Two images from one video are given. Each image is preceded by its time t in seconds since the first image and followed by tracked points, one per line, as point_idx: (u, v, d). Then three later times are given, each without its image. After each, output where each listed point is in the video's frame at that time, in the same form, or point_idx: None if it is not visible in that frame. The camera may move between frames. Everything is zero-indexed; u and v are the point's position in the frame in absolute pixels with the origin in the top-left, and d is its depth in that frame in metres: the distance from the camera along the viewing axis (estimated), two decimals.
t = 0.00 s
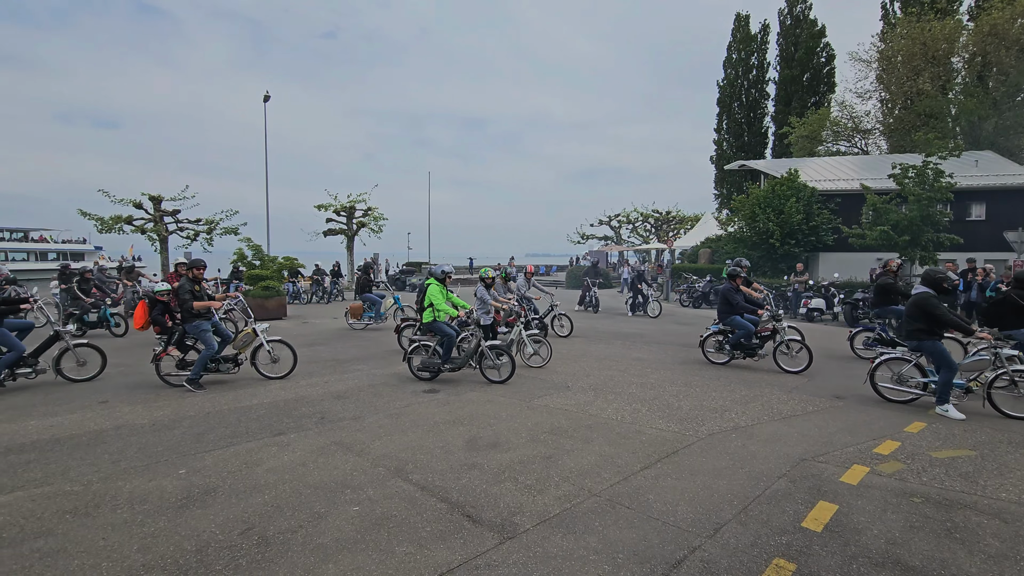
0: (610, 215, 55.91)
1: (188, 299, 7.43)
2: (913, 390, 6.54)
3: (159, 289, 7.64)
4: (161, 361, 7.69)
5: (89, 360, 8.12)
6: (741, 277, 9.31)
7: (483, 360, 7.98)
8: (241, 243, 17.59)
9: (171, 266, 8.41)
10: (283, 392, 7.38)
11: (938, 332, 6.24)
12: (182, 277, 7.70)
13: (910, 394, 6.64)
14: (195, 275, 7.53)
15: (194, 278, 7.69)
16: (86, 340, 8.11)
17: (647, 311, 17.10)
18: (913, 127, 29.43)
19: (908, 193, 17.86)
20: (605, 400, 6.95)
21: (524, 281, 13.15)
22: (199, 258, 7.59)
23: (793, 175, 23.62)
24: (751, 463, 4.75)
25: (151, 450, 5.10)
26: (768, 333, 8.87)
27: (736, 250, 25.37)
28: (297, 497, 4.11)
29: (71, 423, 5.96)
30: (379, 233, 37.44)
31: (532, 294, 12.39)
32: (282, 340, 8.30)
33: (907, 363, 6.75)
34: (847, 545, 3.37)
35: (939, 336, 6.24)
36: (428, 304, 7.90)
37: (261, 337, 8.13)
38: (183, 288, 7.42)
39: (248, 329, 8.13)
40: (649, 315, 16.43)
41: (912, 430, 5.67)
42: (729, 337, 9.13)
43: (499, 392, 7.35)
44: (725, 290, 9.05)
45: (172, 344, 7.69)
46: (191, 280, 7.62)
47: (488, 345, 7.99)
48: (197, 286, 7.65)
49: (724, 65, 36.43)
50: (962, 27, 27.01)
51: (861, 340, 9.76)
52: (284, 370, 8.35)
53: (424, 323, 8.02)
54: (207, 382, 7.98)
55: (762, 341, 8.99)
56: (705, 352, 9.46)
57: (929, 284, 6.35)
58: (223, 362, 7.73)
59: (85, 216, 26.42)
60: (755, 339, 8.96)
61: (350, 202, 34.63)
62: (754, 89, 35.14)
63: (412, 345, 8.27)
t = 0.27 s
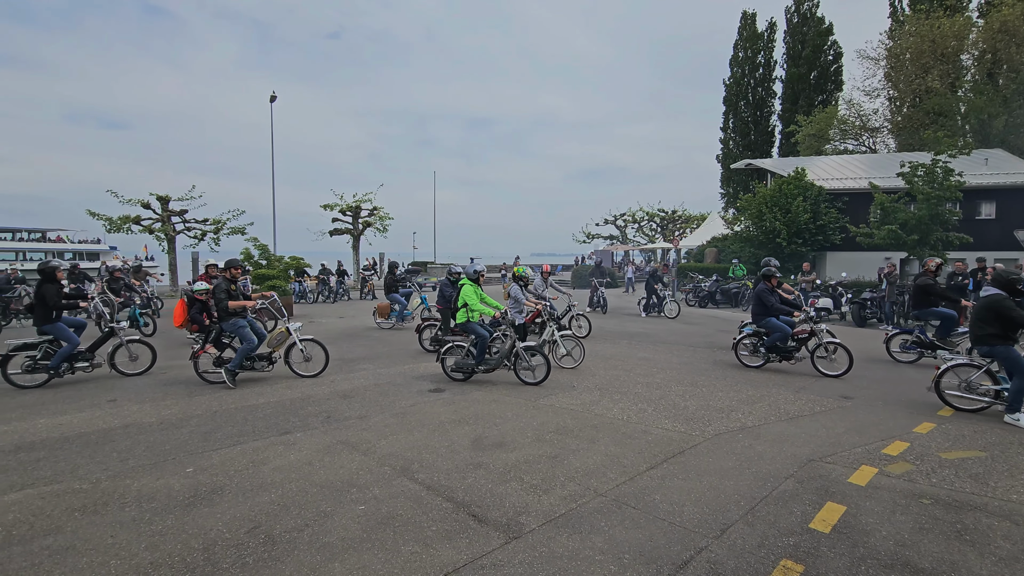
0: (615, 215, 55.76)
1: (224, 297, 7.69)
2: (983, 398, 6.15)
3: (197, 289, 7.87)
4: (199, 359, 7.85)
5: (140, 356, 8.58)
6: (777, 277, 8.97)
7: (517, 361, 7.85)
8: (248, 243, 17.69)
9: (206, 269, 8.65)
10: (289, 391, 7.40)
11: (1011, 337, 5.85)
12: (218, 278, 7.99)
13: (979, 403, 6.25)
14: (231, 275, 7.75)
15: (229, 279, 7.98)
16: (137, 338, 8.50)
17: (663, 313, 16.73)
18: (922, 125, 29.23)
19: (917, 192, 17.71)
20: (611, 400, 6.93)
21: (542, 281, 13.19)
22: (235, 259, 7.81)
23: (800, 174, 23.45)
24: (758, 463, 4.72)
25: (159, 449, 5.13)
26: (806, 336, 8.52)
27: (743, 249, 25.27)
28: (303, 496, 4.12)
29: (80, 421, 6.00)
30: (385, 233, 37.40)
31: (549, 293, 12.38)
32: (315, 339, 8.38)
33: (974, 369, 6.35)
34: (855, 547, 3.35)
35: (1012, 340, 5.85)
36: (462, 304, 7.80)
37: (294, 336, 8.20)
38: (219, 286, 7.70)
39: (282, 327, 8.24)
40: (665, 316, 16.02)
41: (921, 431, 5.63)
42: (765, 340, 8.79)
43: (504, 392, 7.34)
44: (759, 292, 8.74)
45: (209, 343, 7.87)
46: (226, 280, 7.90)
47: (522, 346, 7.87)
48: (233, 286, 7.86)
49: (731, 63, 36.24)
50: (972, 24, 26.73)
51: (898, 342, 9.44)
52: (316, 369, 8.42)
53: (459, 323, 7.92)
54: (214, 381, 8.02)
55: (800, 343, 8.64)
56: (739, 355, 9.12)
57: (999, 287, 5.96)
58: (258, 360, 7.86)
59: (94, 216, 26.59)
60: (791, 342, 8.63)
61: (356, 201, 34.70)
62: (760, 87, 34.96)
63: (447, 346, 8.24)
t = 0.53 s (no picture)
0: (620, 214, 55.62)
1: (257, 297, 7.74)
2: None
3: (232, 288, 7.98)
4: (234, 356, 8.05)
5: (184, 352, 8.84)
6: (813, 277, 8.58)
7: (553, 362, 7.66)
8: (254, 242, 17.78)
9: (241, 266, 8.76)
10: (295, 390, 7.43)
11: None
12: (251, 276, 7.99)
13: None
14: (265, 275, 7.83)
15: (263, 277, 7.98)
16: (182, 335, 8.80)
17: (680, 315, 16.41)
18: (931, 123, 29.05)
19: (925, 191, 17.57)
20: (616, 400, 6.91)
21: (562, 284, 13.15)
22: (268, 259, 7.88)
23: (807, 173, 23.30)
24: (764, 464, 4.70)
25: (166, 447, 5.16)
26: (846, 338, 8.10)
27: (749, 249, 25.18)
28: (309, 494, 4.14)
29: (88, 420, 6.05)
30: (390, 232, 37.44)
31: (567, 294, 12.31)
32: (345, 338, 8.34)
33: None
34: (863, 548, 3.33)
35: None
36: (496, 304, 7.71)
37: (325, 335, 8.24)
38: (253, 287, 7.72)
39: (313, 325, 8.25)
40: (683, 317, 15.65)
41: (929, 432, 5.59)
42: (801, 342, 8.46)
43: (510, 392, 7.34)
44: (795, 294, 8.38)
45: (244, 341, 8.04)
46: (260, 279, 7.91)
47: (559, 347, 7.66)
48: (267, 286, 7.95)
49: (737, 61, 36.09)
50: (981, 21, 26.49)
51: (936, 346, 9.06)
52: (347, 367, 8.45)
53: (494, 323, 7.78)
54: (221, 380, 8.06)
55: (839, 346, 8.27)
56: (774, 358, 8.80)
57: None
58: (291, 358, 7.97)
59: (102, 216, 26.76)
60: (830, 345, 8.26)
61: (362, 201, 34.76)
62: (766, 86, 34.80)
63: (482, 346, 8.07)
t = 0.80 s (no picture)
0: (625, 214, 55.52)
1: (290, 295, 7.87)
2: None
3: (264, 286, 8.10)
4: (265, 355, 8.12)
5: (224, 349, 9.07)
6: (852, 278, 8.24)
7: (593, 364, 7.45)
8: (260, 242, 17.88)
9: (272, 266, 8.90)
10: (300, 390, 7.46)
11: None
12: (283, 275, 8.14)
13: None
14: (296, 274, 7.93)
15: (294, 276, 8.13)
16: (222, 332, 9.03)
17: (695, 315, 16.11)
18: (938, 121, 28.87)
19: (933, 190, 17.45)
20: (621, 400, 6.90)
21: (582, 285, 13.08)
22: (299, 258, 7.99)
23: (813, 172, 23.17)
24: (770, 464, 4.69)
25: (173, 446, 5.19)
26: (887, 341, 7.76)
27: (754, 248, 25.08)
28: (315, 493, 4.15)
29: (96, 419, 6.09)
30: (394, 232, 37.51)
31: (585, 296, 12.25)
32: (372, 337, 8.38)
33: None
34: (869, 549, 3.31)
35: None
36: (535, 305, 7.68)
37: (353, 335, 8.26)
38: (286, 285, 7.87)
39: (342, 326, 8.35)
40: (699, 319, 15.29)
41: (937, 433, 5.55)
42: (839, 345, 8.13)
43: (515, 391, 7.34)
44: (833, 295, 8.06)
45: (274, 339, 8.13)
46: (292, 278, 8.05)
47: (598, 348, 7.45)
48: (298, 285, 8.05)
49: (742, 61, 35.96)
50: (989, 19, 26.25)
51: (974, 350, 8.74)
52: (374, 368, 8.47)
53: (533, 324, 7.75)
54: (228, 380, 8.10)
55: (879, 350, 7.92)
56: (809, 362, 8.45)
57: None
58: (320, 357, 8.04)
59: (109, 216, 26.91)
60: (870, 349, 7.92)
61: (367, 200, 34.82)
62: (772, 85, 34.65)
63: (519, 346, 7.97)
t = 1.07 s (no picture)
0: (629, 213, 55.44)
1: (317, 295, 7.86)
2: None
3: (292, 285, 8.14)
4: (293, 354, 8.16)
5: (260, 350, 9.17)
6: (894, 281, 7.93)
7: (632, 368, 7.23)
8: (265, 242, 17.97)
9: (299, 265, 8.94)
10: (305, 389, 7.49)
11: None
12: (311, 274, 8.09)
13: None
14: (325, 273, 7.95)
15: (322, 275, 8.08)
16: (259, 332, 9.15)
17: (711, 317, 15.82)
18: (945, 120, 28.71)
19: (939, 190, 17.34)
20: (625, 400, 6.90)
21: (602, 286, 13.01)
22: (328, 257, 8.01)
23: (818, 171, 23.07)
24: (775, 465, 4.68)
25: (179, 445, 5.22)
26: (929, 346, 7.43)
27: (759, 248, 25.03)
28: (319, 493, 4.16)
29: (103, 418, 6.14)
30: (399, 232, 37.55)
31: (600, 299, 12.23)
32: (398, 337, 8.41)
33: None
34: (875, 550, 3.30)
35: None
36: (573, 307, 7.40)
37: (379, 334, 8.26)
38: (313, 285, 7.84)
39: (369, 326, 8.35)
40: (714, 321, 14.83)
41: (943, 434, 5.52)
42: (878, 349, 7.82)
43: (519, 391, 7.35)
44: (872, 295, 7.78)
45: (302, 338, 8.16)
46: (319, 277, 8.01)
47: (638, 351, 7.20)
48: (326, 284, 8.08)
49: (747, 60, 35.87)
50: (997, 17, 26.07)
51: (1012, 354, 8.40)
52: (399, 368, 8.46)
53: (570, 326, 7.48)
54: (234, 379, 8.13)
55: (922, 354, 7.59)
56: (846, 365, 8.15)
57: None
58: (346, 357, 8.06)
59: (115, 216, 27.05)
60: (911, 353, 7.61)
61: (371, 200, 34.87)
62: (777, 84, 34.54)
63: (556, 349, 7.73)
